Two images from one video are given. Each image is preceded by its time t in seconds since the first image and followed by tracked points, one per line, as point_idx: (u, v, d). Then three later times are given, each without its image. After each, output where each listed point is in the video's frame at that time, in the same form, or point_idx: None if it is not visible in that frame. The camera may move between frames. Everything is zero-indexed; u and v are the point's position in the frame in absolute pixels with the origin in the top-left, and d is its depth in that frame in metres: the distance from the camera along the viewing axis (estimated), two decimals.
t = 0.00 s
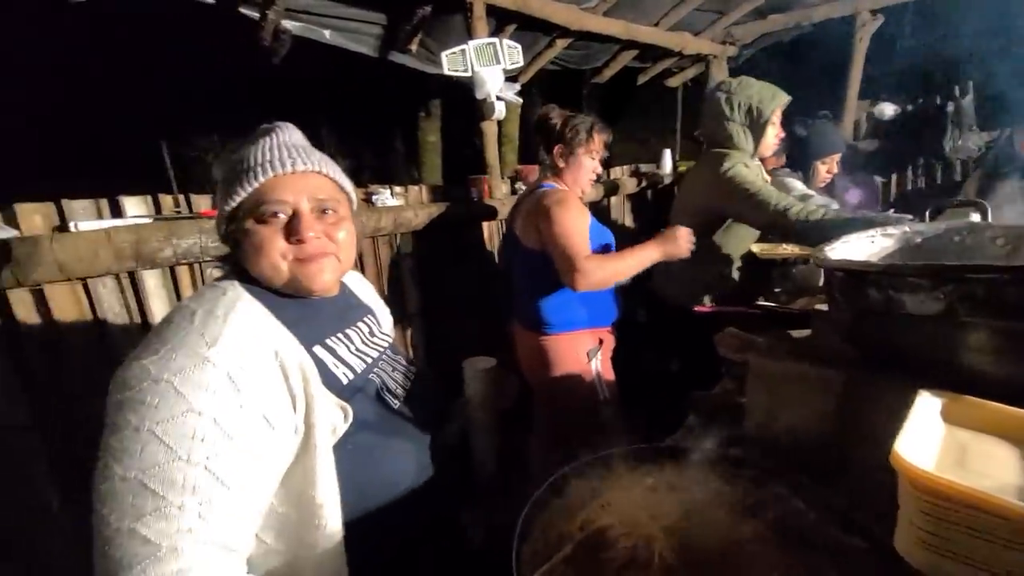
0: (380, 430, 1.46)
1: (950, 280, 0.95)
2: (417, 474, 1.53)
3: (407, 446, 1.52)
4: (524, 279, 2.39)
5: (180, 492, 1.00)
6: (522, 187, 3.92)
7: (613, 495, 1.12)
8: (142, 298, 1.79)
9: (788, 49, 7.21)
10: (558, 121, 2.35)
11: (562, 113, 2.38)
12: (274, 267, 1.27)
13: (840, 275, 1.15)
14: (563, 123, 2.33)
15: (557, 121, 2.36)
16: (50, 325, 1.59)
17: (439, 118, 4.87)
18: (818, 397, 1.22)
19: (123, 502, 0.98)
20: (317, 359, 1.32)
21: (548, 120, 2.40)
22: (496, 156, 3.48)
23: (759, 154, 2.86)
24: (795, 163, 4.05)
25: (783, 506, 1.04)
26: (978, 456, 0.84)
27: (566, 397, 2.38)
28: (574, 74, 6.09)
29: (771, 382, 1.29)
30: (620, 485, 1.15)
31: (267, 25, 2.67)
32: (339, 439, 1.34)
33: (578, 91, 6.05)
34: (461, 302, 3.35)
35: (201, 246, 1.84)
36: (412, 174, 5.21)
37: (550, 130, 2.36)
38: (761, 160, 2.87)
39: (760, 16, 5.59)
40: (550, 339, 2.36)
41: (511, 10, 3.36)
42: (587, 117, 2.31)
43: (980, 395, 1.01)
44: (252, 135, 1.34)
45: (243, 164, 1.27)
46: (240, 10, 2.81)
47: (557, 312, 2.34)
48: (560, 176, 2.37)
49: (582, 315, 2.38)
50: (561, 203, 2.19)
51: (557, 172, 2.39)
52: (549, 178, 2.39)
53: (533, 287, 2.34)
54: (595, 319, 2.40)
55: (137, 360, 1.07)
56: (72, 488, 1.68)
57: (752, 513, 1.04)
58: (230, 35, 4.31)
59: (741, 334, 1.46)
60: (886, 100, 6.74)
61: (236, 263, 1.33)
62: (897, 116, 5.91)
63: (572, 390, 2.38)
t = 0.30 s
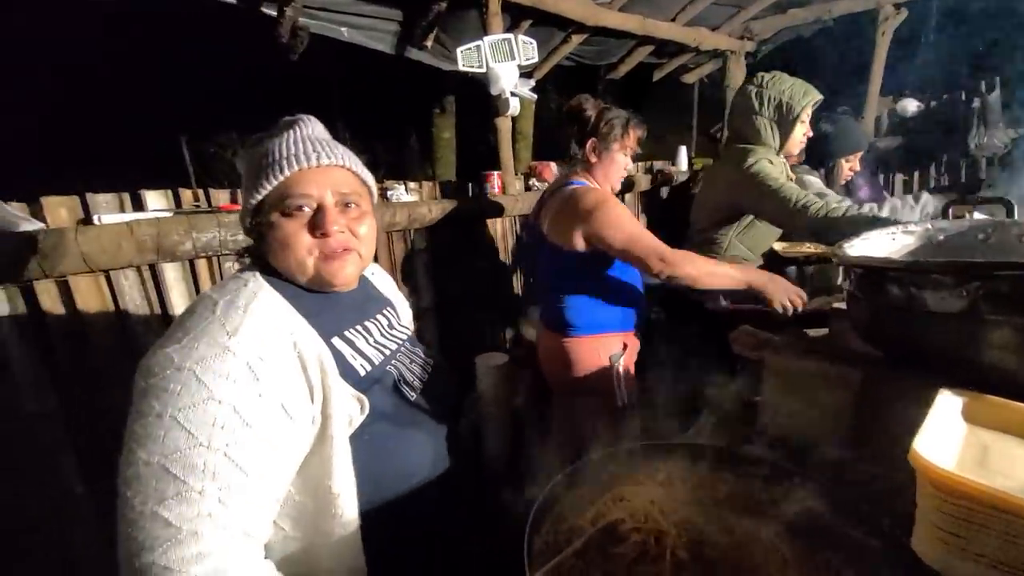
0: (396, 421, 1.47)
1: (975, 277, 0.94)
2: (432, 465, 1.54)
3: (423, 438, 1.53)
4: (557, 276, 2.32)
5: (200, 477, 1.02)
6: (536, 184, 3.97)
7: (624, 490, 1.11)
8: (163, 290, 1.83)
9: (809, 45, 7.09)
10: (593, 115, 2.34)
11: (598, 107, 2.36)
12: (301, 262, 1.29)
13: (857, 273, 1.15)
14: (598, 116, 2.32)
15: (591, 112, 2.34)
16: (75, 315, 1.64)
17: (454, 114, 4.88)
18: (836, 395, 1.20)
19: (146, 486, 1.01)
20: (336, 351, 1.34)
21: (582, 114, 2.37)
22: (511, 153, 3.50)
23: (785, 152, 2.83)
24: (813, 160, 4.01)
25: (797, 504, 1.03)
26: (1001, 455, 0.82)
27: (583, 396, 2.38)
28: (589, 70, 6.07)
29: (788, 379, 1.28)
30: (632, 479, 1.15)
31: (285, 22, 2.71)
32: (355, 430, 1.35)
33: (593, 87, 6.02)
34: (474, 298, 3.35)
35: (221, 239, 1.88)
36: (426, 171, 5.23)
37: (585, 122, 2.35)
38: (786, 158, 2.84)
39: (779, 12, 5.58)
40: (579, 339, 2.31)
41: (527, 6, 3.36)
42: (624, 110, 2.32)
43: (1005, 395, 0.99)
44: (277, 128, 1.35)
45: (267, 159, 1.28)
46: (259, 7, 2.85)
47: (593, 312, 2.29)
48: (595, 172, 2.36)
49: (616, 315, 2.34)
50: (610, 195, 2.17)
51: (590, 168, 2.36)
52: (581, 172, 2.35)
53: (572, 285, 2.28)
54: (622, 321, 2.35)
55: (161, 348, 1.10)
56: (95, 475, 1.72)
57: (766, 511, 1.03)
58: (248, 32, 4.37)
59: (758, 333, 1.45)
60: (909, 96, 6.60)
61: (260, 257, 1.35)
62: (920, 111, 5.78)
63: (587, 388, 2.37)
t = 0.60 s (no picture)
0: (402, 417, 1.47)
1: (983, 276, 0.96)
2: (437, 459, 1.55)
3: (429, 434, 1.53)
4: (595, 273, 2.35)
5: (207, 468, 1.03)
6: (541, 183, 3.98)
7: (626, 488, 1.11)
8: (169, 285, 1.84)
9: (818, 43, 7.04)
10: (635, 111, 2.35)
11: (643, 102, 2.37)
12: (315, 257, 1.30)
13: (863, 272, 1.14)
14: (641, 110, 2.35)
15: (634, 107, 2.39)
16: (82, 309, 1.64)
17: (460, 111, 4.88)
18: (842, 396, 1.18)
19: (153, 476, 1.01)
20: (345, 348, 1.34)
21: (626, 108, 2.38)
22: (516, 150, 3.50)
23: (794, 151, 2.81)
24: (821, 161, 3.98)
25: (801, 504, 1.02)
26: (1010, 455, 0.82)
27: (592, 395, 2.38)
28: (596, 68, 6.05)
29: (791, 379, 1.26)
30: (634, 478, 1.14)
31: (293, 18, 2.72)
32: (362, 425, 1.36)
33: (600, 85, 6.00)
34: (478, 295, 3.35)
35: (226, 234, 1.90)
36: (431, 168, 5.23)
37: (626, 115, 2.37)
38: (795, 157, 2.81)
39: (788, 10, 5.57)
40: (618, 340, 2.34)
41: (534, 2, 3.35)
42: (665, 105, 2.34)
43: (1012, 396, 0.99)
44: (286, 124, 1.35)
45: (280, 153, 1.28)
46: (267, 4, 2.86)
47: (633, 313, 2.32)
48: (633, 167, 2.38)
49: (656, 317, 2.37)
50: (648, 192, 2.22)
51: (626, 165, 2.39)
52: (617, 168, 2.38)
53: (612, 284, 2.30)
54: (661, 324, 2.39)
55: (172, 339, 1.10)
56: (102, 466, 1.74)
57: (769, 511, 1.02)
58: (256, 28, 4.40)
59: (761, 334, 1.45)
60: (919, 95, 6.54)
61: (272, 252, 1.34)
62: (930, 111, 5.72)
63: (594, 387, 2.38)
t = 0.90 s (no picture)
0: (403, 414, 1.48)
1: (983, 275, 0.94)
2: (442, 452, 1.56)
3: (432, 431, 1.54)
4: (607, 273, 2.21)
5: (213, 460, 1.04)
6: (543, 182, 3.99)
7: (624, 485, 1.12)
8: (172, 282, 1.86)
9: (823, 43, 7.02)
10: (654, 107, 2.20)
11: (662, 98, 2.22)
12: (354, 255, 1.31)
13: (864, 272, 1.11)
14: (659, 109, 2.20)
15: (654, 106, 2.21)
16: (86, 305, 1.66)
17: (462, 110, 4.88)
18: (840, 397, 1.18)
19: (160, 465, 1.02)
20: (352, 344, 1.35)
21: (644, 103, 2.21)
22: (519, 149, 3.50)
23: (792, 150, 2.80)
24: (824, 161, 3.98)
25: (796, 502, 1.03)
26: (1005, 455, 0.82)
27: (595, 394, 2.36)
28: (600, 67, 6.05)
29: (790, 381, 1.24)
30: (631, 475, 1.15)
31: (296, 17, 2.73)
32: (367, 421, 1.36)
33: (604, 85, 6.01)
34: (480, 294, 3.36)
35: (229, 232, 1.91)
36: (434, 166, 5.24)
37: (645, 113, 2.20)
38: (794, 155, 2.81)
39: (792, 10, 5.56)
40: (632, 341, 2.21)
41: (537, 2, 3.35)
42: (684, 106, 2.20)
43: (1009, 395, 0.99)
44: (298, 121, 1.31)
45: (309, 150, 1.24)
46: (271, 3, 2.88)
47: (648, 313, 2.18)
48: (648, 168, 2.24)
49: (672, 318, 2.23)
50: (660, 190, 2.07)
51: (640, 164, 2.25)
52: (631, 166, 2.24)
53: (628, 282, 2.16)
54: (677, 325, 2.25)
55: (181, 331, 1.11)
56: (106, 462, 1.76)
57: (765, 509, 1.03)
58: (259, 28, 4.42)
59: (765, 333, 1.49)
60: (925, 96, 6.51)
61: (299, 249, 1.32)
62: (935, 112, 5.70)
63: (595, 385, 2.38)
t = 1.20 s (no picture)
0: (408, 411, 1.48)
1: (985, 278, 0.92)
2: (444, 452, 1.56)
3: (436, 429, 1.54)
4: (617, 274, 2.21)
5: (218, 455, 1.05)
6: (547, 182, 4.00)
7: (625, 484, 1.12)
8: (177, 280, 1.87)
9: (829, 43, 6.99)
10: (669, 109, 2.16)
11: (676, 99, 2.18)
12: (388, 246, 1.36)
13: (864, 274, 1.10)
14: (673, 111, 2.16)
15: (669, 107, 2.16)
16: (92, 302, 1.67)
17: (466, 110, 4.89)
18: (841, 398, 1.18)
19: (166, 459, 1.03)
20: (356, 341, 1.37)
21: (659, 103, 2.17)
22: (523, 149, 3.51)
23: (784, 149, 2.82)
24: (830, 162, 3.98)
25: (796, 503, 1.03)
26: (1006, 457, 0.82)
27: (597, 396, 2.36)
28: (605, 67, 6.05)
29: (792, 380, 1.25)
30: (632, 474, 1.15)
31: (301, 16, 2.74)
32: (370, 419, 1.37)
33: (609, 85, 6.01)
34: (483, 293, 3.37)
35: (233, 230, 1.91)
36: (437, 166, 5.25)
37: (659, 114, 2.16)
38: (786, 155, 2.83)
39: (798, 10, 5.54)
40: (641, 342, 2.21)
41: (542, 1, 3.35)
42: (697, 110, 2.18)
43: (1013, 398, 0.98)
44: (298, 122, 1.29)
45: (338, 149, 1.23)
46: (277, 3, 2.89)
47: (656, 314, 2.19)
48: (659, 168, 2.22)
49: (680, 320, 2.24)
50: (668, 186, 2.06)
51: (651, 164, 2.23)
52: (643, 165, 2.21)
53: (637, 284, 2.16)
54: (685, 327, 2.26)
55: (188, 327, 1.12)
56: (111, 458, 1.77)
57: (766, 510, 1.02)
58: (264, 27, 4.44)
59: (766, 334, 1.48)
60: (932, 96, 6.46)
61: (333, 245, 1.33)
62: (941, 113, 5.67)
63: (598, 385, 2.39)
